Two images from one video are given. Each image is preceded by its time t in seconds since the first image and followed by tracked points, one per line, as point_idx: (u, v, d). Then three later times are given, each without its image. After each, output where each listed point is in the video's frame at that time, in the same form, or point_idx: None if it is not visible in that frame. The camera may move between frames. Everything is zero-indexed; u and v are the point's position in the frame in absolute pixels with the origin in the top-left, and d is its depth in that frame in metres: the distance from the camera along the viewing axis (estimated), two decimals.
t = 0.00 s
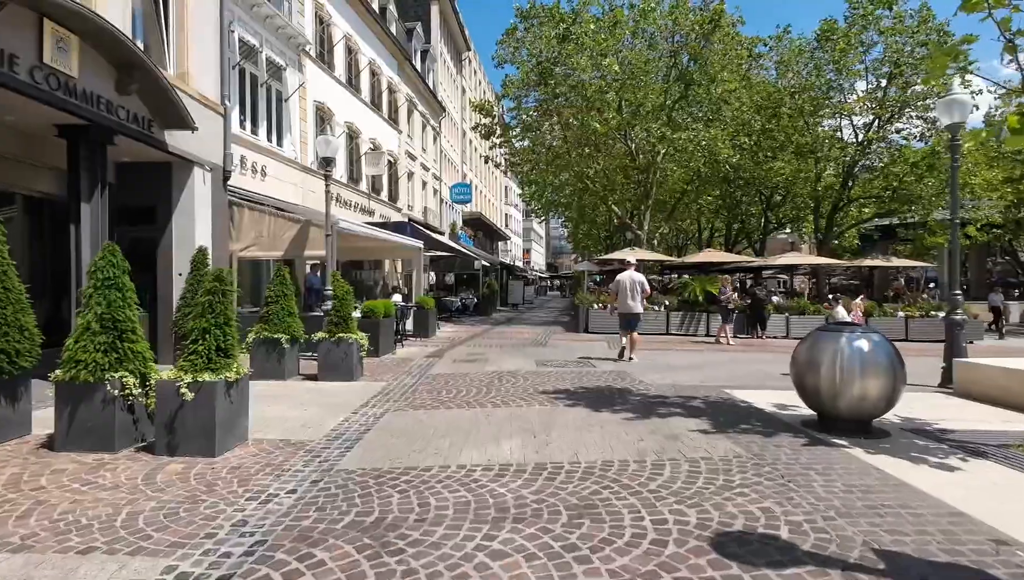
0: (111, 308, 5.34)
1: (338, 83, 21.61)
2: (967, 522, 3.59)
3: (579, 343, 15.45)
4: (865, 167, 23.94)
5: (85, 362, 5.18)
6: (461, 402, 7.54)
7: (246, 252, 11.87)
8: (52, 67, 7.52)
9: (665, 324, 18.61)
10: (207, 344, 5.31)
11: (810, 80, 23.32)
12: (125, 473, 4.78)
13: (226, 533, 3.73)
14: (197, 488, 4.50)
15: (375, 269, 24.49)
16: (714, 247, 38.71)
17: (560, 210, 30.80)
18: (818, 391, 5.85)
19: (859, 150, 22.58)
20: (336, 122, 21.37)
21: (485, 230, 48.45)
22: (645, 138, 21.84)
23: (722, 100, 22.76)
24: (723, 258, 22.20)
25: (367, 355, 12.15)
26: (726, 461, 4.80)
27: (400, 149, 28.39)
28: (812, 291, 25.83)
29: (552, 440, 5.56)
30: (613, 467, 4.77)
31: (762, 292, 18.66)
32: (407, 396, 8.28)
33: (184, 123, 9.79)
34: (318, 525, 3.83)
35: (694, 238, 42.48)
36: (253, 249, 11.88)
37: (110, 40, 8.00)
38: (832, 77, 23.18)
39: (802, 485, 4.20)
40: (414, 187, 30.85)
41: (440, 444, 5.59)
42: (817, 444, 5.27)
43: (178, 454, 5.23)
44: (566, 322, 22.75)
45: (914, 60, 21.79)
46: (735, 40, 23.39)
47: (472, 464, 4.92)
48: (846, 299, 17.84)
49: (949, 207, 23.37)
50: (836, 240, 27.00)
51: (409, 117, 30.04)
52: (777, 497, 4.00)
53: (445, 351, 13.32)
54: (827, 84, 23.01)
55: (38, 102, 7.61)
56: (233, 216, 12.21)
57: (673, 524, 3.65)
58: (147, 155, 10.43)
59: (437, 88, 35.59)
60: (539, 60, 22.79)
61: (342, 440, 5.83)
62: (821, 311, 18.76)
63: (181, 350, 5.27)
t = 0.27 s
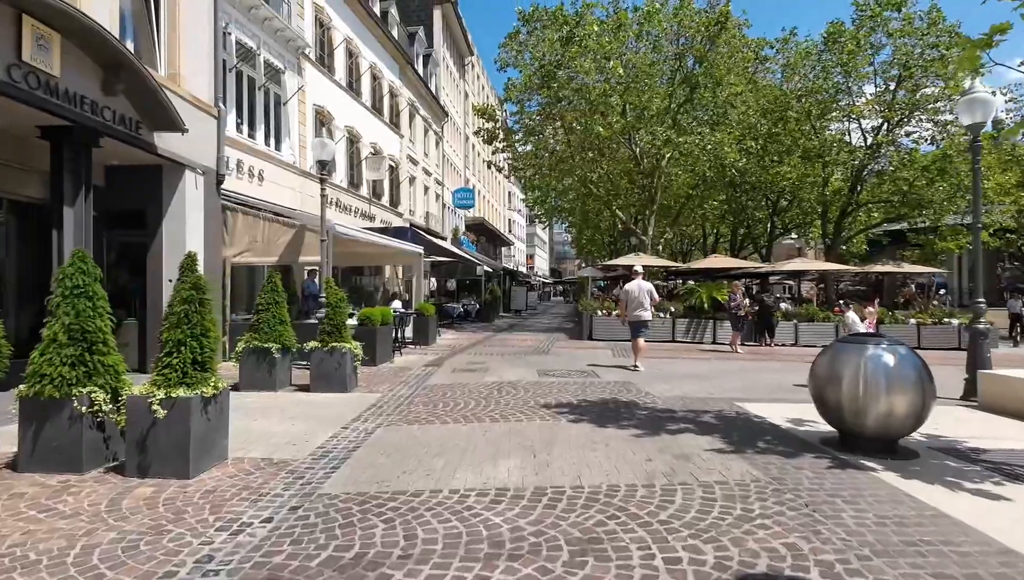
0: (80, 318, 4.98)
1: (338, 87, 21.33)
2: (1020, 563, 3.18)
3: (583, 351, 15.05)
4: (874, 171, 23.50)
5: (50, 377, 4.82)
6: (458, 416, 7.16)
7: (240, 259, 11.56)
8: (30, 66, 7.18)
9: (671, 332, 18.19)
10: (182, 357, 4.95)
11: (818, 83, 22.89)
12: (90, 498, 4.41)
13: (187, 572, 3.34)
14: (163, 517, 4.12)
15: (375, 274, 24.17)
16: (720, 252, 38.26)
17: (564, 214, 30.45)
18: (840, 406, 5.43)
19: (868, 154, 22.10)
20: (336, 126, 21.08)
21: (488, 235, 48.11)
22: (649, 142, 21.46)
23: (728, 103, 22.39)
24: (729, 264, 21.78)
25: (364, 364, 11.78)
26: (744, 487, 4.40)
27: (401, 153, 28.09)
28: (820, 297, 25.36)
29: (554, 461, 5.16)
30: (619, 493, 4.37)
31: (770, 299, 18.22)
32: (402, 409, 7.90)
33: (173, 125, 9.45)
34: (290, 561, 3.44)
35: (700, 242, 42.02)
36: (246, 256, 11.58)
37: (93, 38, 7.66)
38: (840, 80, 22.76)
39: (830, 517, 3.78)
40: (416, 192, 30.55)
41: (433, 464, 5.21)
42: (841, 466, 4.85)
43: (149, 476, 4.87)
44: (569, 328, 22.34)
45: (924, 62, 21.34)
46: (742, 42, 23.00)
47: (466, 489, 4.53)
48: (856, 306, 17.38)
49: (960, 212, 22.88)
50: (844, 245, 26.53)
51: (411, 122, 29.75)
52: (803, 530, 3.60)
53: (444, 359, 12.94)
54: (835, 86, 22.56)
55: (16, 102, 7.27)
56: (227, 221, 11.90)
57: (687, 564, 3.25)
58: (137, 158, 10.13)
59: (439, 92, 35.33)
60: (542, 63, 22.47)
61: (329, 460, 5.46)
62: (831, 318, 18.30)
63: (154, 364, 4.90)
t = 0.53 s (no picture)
0: (36, 320, 4.58)
1: (335, 88, 21.01)
2: None
3: (585, 356, 14.63)
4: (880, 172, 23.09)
5: (3, 384, 4.42)
6: (452, 425, 6.76)
7: (230, 260, 11.32)
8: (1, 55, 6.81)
9: (675, 336, 17.77)
10: (147, 363, 4.56)
11: (822, 84, 22.52)
12: (41, 519, 4.01)
13: None
14: (119, 541, 3.72)
15: (374, 278, 23.81)
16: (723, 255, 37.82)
17: (565, 217, 30.04)
18: (861, 417, 5.04)
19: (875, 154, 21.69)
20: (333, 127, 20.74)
21: (489, 239, 47.74)
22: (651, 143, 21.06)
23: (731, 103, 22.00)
24: (734, 267, 21.36)
25: (357, 370, 11.37)
26: (760, 508, 4.00)
27: (400, 155, 27.76)
28: (826, 301, 24.90)
29: (551, 477, 4.76)
30: (622, 514, 3.98)
31: (776, 302, 17.79)
32: (394, 418, 7.50)
33: (157, 120, 9.09)
34: None
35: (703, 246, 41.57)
36: (237, 257, 11.37)
37: (70, 27, 7.30)
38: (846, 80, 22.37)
39: (861, 545, 3.38)
40: (416, 194, 30.20)
41: (420, 480, 4.80)
42: (865, 484, 4.44)
43: (109, 493, 4.47)
44: (570, 333, 21.92)
45: (931, 61, 20.97)
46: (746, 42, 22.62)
47: (454, 509, 4.12)
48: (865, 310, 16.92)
49: (969, 214, 22.44)
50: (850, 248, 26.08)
51: (410, 124, 29.43)
52: (831, 560, 3.20)
53: (441, 364, 12.54)
54: (840, 86, 22.19)
55: None
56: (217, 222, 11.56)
57: None
58: (121, 156, 9.76)
59: (439, 94, 35.03)
60: (542, 63, 22.12)
61: (309, 475, 5.06)
62: (838, 322, 17.85)
63: (117, 370, 4.51)
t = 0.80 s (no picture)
0: None
1: (331, 87, 20.67)
2: None
3: (585, 361, 14.27)
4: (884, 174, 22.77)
5: None
6: (443, 436, 6.39)
7: (216, 261, 11.19)
8: None
9: (677, 340, 17.40)
10: (107, 372, 4.21)
11: (825, 85, 22.19)
12: None
13: None
14: (67, 573, 3.36)
15: (370, 281, 23.45)
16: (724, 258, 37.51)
17: (564, 219, 29.72)
18: (883, 430, 4.68)
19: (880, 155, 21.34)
20: (328, 127, 20.40)
21: (488, 241, 47.42)
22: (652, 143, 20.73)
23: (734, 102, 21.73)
24: (736, 269, 21.01)
25: (349, 376, 10.99)
26: (777, 534, 3.64)
27: (398, 157, 27.40)
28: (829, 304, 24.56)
29: (548, 496, 4.39)
30: (625, 540, 3.62)
31: (780, 306, 17.41)
32: (384, 427, 7.13)
33: (139, 116, 8.74)
34: None
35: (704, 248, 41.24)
36: (224, 259, 11.22)
37: (44, 17, 6.96)
38: (850, 80, 22.02)
39: None
40: (413, 196, 29.86)
41: (405, 500, 4.44)
42: (889, 507, 4.08)
43: (64, 515, 4.10)
44: (570, 336, 21.54)
45: (937, 60, 20.66)
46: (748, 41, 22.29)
47: (439, 536, 3.75)
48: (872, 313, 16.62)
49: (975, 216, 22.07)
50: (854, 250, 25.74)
51: (408, 125, 29.10)
52: None
53: (437, 370, 12.16)
54: (844, 86, 21.87)
55: None
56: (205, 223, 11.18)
57: None
58: (102, 154, 9.40)
59: (437, 95, 34.71)
60: (541, 62, 21.78)
61: (286, 493, 4.70)
62: (843, 326, 17.49)
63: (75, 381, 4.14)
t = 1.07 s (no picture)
0: None
1: (324, 82, 20.25)
2: None
3: (583, 362, 13.89)
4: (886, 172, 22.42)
5: None
6: (433, 441, 6.00)
7: (199, 257, 10.75)
8: None
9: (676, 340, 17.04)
10: (57, 372, 3.81)
11: (827, 81, 21.85)
12: None
13: None
14: None
15: (364, 280, 23.04)
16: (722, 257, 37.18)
17: (562, 218, 29.35)
18: (909, 436, 4.29)
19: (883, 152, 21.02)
20: (321, 123, 20.01)
21: (485, 241, 47.03)
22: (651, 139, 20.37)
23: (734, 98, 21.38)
24: (736, 268, 20.66)
25: (338, 376, 10.59)
26: (800, 553, 3.26)
27: (393, 154, 27.02)
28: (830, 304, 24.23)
29: (544, 509, 4.00)
30: (630, 560, 3.23)
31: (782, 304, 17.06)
32: (370, 430, 6.74)
33: (115, 104, 8.32)
34: None
35: (702, 248, 40.92)
36: (207, 255, 10.80)
37: None
38: (852, 76, 21.68)
39: None
40: (409, 194, 29.47)
41: (387, 513, 4.04)
42: (919, 521, 3.71)
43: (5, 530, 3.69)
44: (568, 336, 21.16)
45: (940, 56, 20.36)
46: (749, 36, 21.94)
47: (422, 555, 3.36)
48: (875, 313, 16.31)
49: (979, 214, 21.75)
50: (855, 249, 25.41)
51: (404, 122, 28.70)
52: None
53: (430, 370, 11.77)
54: (846, 82, 21.53)
55: None
56: (188, 217, 10.73)
57: None
58: (79, 145, 9.00)
59: (434, 93, 34.33)
60: (538, 57, 21.41)
61: (257, 505, 4.30)
62: (846, 325, 17.15)
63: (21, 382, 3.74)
